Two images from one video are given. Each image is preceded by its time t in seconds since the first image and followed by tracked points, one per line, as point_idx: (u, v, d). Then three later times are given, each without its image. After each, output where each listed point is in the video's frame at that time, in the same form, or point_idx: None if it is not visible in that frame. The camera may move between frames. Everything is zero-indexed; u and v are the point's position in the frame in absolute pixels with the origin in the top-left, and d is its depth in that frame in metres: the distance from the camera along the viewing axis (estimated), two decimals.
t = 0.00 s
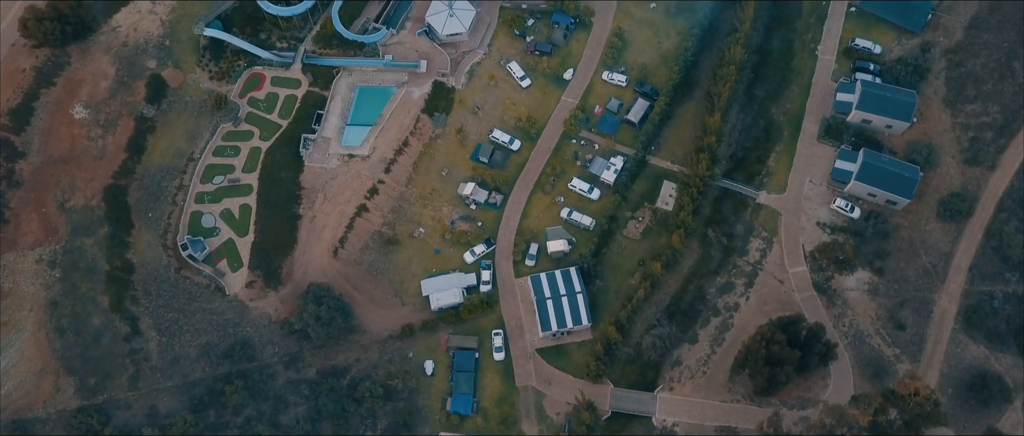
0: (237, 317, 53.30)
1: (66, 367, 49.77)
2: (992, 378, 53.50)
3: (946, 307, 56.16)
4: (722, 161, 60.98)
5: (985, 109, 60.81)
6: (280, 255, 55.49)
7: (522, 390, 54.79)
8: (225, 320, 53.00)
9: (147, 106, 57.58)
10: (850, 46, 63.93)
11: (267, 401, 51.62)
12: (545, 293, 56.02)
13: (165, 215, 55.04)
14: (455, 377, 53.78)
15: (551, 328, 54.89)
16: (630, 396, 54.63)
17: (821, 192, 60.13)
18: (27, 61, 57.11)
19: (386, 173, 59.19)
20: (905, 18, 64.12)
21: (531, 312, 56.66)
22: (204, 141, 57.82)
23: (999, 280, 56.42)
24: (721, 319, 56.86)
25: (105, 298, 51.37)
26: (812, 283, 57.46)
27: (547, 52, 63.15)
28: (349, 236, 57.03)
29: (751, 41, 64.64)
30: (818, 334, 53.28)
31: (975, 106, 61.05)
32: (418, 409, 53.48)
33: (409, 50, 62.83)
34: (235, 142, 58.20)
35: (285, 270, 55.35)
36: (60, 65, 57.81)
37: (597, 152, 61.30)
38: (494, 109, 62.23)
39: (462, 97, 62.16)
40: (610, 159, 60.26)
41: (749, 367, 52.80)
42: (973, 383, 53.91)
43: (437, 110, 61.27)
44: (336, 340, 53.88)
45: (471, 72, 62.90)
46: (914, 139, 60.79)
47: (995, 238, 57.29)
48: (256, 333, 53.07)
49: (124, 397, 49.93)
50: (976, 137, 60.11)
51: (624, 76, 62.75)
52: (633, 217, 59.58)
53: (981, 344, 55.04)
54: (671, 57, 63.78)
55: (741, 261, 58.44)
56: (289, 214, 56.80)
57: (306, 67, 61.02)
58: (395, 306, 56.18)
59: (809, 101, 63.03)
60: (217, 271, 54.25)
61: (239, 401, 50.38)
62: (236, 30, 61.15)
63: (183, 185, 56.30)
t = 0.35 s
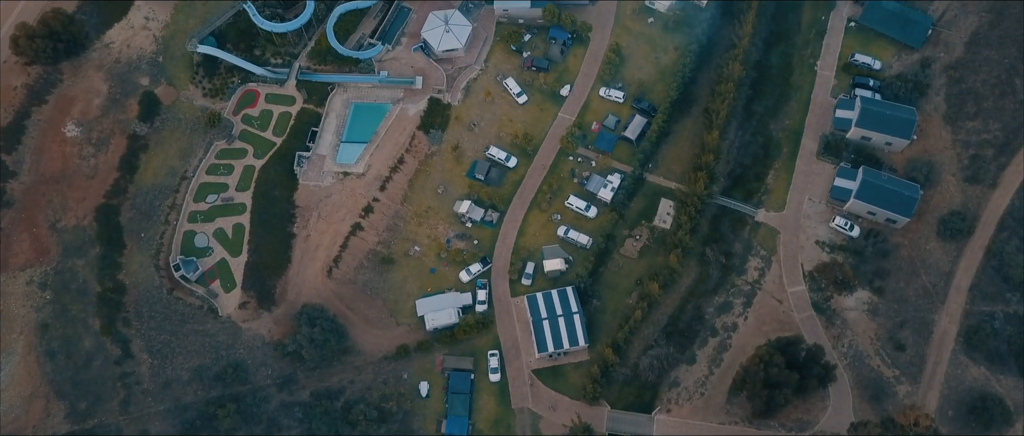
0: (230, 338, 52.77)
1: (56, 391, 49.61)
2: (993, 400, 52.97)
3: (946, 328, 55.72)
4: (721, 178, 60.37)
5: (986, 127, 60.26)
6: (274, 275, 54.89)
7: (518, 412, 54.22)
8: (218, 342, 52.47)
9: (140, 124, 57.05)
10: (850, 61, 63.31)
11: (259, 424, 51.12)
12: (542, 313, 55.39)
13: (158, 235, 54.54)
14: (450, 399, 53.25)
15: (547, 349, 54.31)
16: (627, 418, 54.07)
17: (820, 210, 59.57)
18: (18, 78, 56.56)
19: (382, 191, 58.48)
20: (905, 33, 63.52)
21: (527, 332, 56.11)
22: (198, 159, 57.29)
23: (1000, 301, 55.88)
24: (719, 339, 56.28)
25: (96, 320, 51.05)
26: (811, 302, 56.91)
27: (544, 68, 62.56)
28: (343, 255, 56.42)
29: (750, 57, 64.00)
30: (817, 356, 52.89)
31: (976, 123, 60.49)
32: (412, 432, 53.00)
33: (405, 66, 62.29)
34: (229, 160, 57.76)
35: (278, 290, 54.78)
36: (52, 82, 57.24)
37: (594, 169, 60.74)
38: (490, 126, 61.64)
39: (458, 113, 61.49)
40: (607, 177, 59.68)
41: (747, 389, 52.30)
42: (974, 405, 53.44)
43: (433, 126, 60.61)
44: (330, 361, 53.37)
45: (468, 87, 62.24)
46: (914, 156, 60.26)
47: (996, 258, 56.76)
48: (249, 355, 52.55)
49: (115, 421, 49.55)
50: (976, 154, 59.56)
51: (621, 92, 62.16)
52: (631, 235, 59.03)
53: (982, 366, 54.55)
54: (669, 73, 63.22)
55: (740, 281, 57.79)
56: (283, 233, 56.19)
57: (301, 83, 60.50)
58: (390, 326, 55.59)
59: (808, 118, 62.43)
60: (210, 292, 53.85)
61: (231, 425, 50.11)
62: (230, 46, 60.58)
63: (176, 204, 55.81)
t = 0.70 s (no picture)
0: (222, 363, 52.29)
1: (45, 418, 49.09)
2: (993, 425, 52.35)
3: (946, 351, 55.12)
4: (718, 198, 59.89)
5: (986, 146, 59.64)
6: (267, 298, 54.40)
7: None
8: (209, 366, 52.01)
9: (131, 144, 56.49)
10: (849, 78, 62.63)
11: None
12: (537, 336, 54.83)
13: (149, 257, 54.04)
14: (444, 424, 52.70)
15: (543, 373, 53.78)
16: None
17: (819, 231, 58.95)
18: (9, 98, 56.14)
19: (376, 211, 57.87)
20: (905, 50, 62.84)
21: (522, 355, 55.53)
22: (190, 180, 56.78)
23: (1000, 324, 55.29)
24: (716, 362, 55.64)
25: (86, 345, 50.53)
26: (810, 324, 56.31)
27: (540, 86, 62.02)
28: (337, 277, 55.83)
29: (747, 74, 63.44)
30: (815, 380, 52.35)
31: (976, 143, 59.88)
32: None
33: (400, 84, 61.74)
34: (221, 181, 57.14)
35: (271, 313, 54.27)
36: (43, 102, 56.72)
37: (590, 188, 60.17)
38: (485, 144, 61.05)
39: (454, 132, 60.89)
40: (604, 197, 59.13)
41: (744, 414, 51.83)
42: (974, 430, 52.85)
43: (428, 146, 60.03)
44: (323, 386, 52.90)
45: (463, 106, 61.72)
46: (914, 176, 59.67)
47: (996, 280, 56.19)
48: (240, 379, 52.08)
49: None
50: (976, 175, 58.97)
51: (618, 111, 61.60)
52: (627, 256, 58.45)
53: (983, 390, 53.93)
54: (666, 91, 62.64)
55: (738, 303, 57.17)
56: (276, 255, 55.62)
57: (295, 102, 59.92)
58: (384, 349, 54.99)
59: (807, 137, 61.81)
60: (201, 315, 53.39)
61: None
62: (223, 65, 60.11)
63: (168, 225, 55.31)
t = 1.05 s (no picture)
0: (214, 385, 52.17)
1: None
2: None
3: (945, 373, 54.70)
4: (715, 217, 59.36)
5: (986, 164, 59.12)
6: (260, 319, 53.94)
7: None
8: (201, 389, 51.92)
9: (123, 163, 55.99)
10: (848, 95, 62.16)
11: None
12: (533, 358, 54.27)
13: (141, 278, 53.71)
14: None
15: (538, 395, 53.33)
16: None
17: (817, 250, 58.40)
18: None
19: (370, 230, 57.29)
20: (905, 66, 62.29)
21: (518, 376, 55.00)
22: (182, 199, 56.31)
23: (1000, 345, 54.84)
24: (714, 383, 55.10)
25: (77, 368, 50.67)
26: (809, 345, 55.75)
27: (536, 103, 61.47)
28: (330, 298, 55.27)
29: (745, 91, 62.85)
30: (813, 403, 51.80)
31: (975, 161, 59.35)
32: None
33: (395, 101, 61.18)
34: (214, 199, 56.64)
35: (263, 334, 53.84)
36: (34, 120, 56.11)
37: (587, 206, 59.62)
38: (481, 162, 60.47)
39: (450, 149, 60.34)
40: (600, 215, 58.55)
41: None
42: None
43: (424, 163, 59.38)
44: (316, 408, 52.50)
45: (459, 122, 61.17)
46: (913, 195, 59.13)
47: (996, 301, 55.70)
48: (233, 402, 51.96)
49: None
50: (976, 193, 58.46)
51: (615, 127, 61.08)
52: (624, 275, 57.89)
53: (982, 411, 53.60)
54: (664, 107, 62.11)
55: (736, 323, 56.60)
56: (269, 276, 55.00)
57: (289, 119, 59.39)
58: (378, 370, 54.49)
59: (806, 154, 61.18)
60: (194, 336, 53.22)
61: None
62: (217, 82, 59.64)
63: (160, 245, 54.87)
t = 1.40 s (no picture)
0: (205, 410, 51.95)
1: None
2: None
3: (945, 397, 54.28)
4: (713, 237, 58.57)
5: (986, 185, 58.64)
6: (252, 342, 53.50)
7: None
8: (192, 414, 51.73)
9: (114, 184, 55.41)
10: (846, 113, 61.56)
11: None
12: (528, 382, 53.84)
13: (132, 302, 53.17)
14: None
15: (533, 420, 53.03)
16: None
17: (816, 271, 57.79)
18: None
19: (364, 250, 56.72)
20: (905, 84, 61.64)
21: (513, 399, 54.47)
22: (174, 220, 55.64)
23: (1001, 369, 54.41)
24: (710, 407, 54.61)
25: (66, 394, 50.78)
26: (807, 368, 55.22)
27: (532, 121, 60.92)
28: (323, 321, 54.74)
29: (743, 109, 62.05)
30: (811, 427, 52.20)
31: (976, 181, 58.81)
32: None
33: (390, 119, 60.63)
34: (206, 220, 56.07)
35: (256, 358, 53.43)
36: (25, 140, 55.58)
37: (583, 226, 59.06)
38: (477, 181, 59.85)
39: (445, 169, 59.73)
40: (596, 236, 58.00)
41: None
42: None
43: (418, 183, 58.75)
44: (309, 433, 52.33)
45: (454, 141, 60.56)
46: (913, 215, 58.52)
47: (997, 323, 55.21)
48: (224, 427, 51.70)
49: None
50: (977, 214, 57.92)
51: (611, 147, 60.53)
52: (620, 296, 57.30)
53: None
54: (660, 126, 61.54)
55: (733, 345, 56.03)
56: (262, 298, 54.51)
57: (281, 138, 58.81)
58: (371, 393, 54.00)
59: (804, 173, 60.62)
60: (185, 360, 52.77)
61: None
62: (209, 101, 58.98)
63: (151, 268, 54.29)
